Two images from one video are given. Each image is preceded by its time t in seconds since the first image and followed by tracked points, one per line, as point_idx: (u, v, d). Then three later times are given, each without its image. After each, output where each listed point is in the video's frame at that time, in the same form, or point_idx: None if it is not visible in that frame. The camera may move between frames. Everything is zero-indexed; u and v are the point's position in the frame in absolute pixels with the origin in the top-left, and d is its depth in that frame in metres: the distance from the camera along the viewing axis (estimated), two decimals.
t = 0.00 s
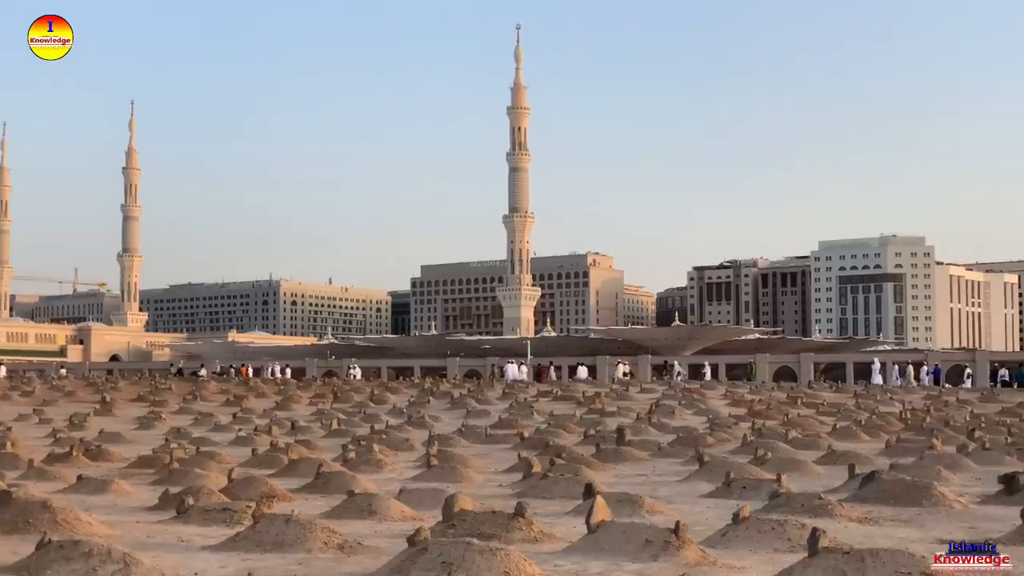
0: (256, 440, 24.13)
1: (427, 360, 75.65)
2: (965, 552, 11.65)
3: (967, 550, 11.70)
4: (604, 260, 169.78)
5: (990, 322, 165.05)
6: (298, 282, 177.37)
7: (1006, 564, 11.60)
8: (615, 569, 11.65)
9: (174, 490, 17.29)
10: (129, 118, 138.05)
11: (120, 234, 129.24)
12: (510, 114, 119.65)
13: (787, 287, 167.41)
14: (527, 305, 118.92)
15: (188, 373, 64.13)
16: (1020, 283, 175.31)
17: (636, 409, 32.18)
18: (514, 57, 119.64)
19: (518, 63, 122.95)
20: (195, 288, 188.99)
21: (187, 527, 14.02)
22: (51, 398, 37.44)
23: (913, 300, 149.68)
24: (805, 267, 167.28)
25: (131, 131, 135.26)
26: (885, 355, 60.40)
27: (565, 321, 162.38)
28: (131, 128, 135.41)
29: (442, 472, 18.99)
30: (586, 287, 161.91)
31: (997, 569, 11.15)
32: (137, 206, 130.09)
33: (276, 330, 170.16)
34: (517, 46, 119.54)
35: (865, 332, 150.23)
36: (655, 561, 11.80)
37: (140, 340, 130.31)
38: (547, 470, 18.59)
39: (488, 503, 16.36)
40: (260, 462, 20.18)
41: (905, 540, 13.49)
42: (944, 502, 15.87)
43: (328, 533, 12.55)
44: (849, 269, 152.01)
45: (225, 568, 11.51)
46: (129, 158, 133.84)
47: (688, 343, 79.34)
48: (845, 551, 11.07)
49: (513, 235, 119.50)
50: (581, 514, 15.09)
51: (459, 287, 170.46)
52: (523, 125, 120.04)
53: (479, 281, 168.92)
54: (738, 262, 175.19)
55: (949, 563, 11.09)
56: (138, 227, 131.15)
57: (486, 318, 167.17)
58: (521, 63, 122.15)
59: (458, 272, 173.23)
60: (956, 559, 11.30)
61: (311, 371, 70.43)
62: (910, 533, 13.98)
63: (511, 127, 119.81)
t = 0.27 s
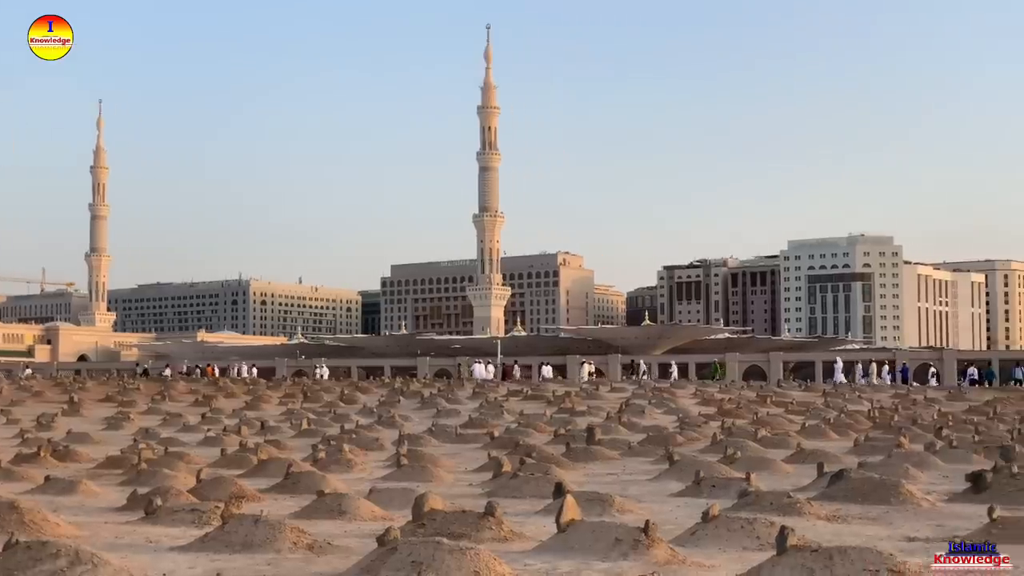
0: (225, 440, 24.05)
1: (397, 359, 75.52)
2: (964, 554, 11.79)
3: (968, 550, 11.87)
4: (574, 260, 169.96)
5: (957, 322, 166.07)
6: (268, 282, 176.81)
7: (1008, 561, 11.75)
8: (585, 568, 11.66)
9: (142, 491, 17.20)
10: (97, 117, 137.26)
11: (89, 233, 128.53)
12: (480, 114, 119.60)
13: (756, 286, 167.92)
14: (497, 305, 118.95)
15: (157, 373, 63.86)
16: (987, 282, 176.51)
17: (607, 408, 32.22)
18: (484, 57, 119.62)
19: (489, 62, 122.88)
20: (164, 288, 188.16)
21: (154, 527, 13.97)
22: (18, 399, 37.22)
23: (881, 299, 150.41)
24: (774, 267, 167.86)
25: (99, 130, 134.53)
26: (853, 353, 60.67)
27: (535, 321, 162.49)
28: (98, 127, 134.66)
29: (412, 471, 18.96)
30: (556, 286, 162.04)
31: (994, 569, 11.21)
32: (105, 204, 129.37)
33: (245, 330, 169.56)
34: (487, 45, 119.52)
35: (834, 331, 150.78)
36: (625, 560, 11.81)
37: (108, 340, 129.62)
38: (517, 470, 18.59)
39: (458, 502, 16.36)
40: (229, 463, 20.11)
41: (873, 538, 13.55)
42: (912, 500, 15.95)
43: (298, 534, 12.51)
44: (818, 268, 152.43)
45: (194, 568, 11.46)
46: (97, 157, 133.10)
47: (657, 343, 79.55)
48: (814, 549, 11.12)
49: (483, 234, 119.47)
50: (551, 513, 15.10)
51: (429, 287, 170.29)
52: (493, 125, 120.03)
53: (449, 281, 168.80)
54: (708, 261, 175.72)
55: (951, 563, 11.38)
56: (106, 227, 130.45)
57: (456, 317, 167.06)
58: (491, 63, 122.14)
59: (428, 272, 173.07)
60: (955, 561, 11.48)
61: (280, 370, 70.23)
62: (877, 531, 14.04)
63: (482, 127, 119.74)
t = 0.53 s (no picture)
0: (192, 441, 23.95)
1: (366, 360, 75.37)
2: (964, 553, 11.85)
3: (966, 550, 11.93)
4: (543, 259, 170.12)
5: (924, 321, 167.06)
6: (236, 282, 176.21)
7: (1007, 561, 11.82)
8: (554, 568, 11.69)
9: (109, 492, 17.13)
10: (63, 117, 136.39)
11: (55, 233, 127.77)
12: (449, 114, 119.53)
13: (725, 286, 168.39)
14: (466, 305, 118.94)
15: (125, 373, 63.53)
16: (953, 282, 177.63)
17: (576, 408, 32.25)
18: (453, 56, 119.56)
19: (457, 62, 122.92)
20: (131, 289, 187.27)
21: (121, 528, 13.90)
22: None
23: (849, 299, 151.07)
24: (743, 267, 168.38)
25: (65, 129, 133.74)
26: (822, 353, 60.95)
27: (504, 321, 162.56)
28: (64, 126, 133.89)
29: (381, 471, 18.93)
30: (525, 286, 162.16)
31: (995, 569, 11.28)
32: (71, 204, 128.69)
33: (213, 330, 168.94)
34: (456, 45, 119.48)
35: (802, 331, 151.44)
36: (593, 560, 11.83)
37: (75, 340, 128.89)
38: (486, 469, 18.58)
39: (427, 502, 16.34)
40: (196, 464, 20.02)
41: (841, 537, 13.61)
42: (879, 499, 16.04)
43: (266, 534, 12.48)
44: (787, 268, 153.30)
45: (161, 571, 11.42)
46: (63, 157, 132.34)
47: (626, 342, 79.73)
48: (780, 547, 11.17)
49: (452, 234, 119.43)
50: (520, 513, 15.11)
51: (398, 287, 170.07)
52: (462, 125, 119.99)
53: (418, 281, 168.64)
54: (677, 261, 176.19)
55: (952, 563, 11.45)
56: (73, 227, 129.68)
57: (426, 317, 166.92)
58: (460, 63, 122.10)
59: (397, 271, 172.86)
60: (954, 562, 11.53)
61: (248, 371, 70.04)
62: (845, 529, 14.10)
63: (451, 127, 119.67)
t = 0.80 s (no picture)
0: (159, 444, 23.83)
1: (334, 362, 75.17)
2: (964, 553, 11.86)
3: (967, 550, 11.95)
4: (511, 261, 170.10)
5: (891, 322, 167.98)
6: (204, 284, 175.48)
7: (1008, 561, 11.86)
8: (522, 569, 11.70)
9: (75, 496, 17.02)
10: (29, 117, 135.38)
11: (20, 235, 126.85)
12: (418, 115, 119.42)
13: (693, 287, 168.80)
14: (435, 307, 118.86)
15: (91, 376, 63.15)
16: (919, 284, 178.74)
17: (544, 409, 32.28)
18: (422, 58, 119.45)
19: (426, 64, 122.80)
20: (98, 290, 186.18)
21: (86, 532, 13.82)
22: None
23: (816, 300, 151.68)
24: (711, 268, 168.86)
25: (31, 130, 132.78)
26: (790, 354, 61.20)
27: (473, 322, 162.49)
28: (30, 127, 132.94)
29: (348, 473, 18.90)
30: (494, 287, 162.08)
31: (995, 570, 11.35)
32: (37, 206, 127.80)
33: (181, 333, 168.15)
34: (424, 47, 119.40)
35: (770, 332, 152.20)
36: (560, 561, 11.84)
37: (41, 343, 128.02)
38: (454, 471, 18.57)
39: (395, 504, 16.32)
40: (163, 467, 19.93)
41: (808, 538, 13.66)
42: (845, 499, 16.12)
43: (233, 537, 12.42)
44: (755, 270, 153.59)
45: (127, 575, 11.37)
46: (29, 158, 131.41)
47: (595, 344, 79.88)
48: (748, 548, 11.21)
49: (420, 236, 119.31)
50: (488, 515, 15.11)
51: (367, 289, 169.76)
52: (431, 126, 119.89)
53: (387, 283, 168.35)
54: (646, 263, 176.57)
55: (952, 563, 11.49)
56: (38, 228, 128.75)
57: (394, 319, 166.66)
58: (428, 65, 122.01)
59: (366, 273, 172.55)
60: (953, 562, 11.57)
61: (216, 373, 69.72)
62: (812, 530, 14.16)
63: (419, 128, 119.56)
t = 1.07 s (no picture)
0: (126, 447, 23.69)
1: (302, 364, 74.96)
2: (965, 553, 11.92)
3: (966, 551, 11.95)
4: (480, 264, 170.09)
5: (857, 325, 168.86)
6: (171, 287, 174.61)
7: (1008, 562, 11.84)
8: (489, 572, 11.68)
9: (39, 499, 16.91)
10: None
11: None
12: (387, 117, 119.27)
13: (662, 291, 169.24)
14: (404, 309, 118.74)
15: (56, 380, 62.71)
16: (886, 287, 179.79)
17: (512, 412, 32.29)
18: (391, 61, 119.35)
19: (394, 66, 122.77)
20: (63, 293, 185.01)
21: (52, 536, 13.73)
22: None
23: (784, 303, 152.13)
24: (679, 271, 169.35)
25: None
26: (757, 357, 61.40)
27: (441, 325, 162.33)
28: None
29: (317, 476, 18.85)
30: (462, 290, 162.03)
31: (996, 571, 11.35)
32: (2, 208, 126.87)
33: (147, 335, 167.22)
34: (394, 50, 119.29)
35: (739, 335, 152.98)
36: (529, 565, 11.84)
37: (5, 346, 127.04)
38: (422, 475, 18.56)
39: (363, 507, 16.29)
40: (129, 470, 19.82)
41: (774, 539, 13.72)
42: (812, 501, 16.19)
43: (199, 541, 12.36)
44: (723, 273, 154.65)
45: None
46: None
47: (564, 347, 80.03)
48: (714, 550, 11.26)
49: (389, 239, 119.18)
50: (456, 518, 15.09)
51: (335, 291, 169.36)
52: (400, 129, 119.75)
53: (355, 285, 167.97)
54: (614, 265, 176.91)
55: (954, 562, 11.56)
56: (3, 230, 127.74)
57: (363, 322, 166.29)
58: (397, 67, 121.96)
59: (334, 276, 172.14)
60: (953, 561, 11.63)
61: (184, 376, 69.40)
62: (779, 532, 14.22)
63: (388, 131, 119.41)
